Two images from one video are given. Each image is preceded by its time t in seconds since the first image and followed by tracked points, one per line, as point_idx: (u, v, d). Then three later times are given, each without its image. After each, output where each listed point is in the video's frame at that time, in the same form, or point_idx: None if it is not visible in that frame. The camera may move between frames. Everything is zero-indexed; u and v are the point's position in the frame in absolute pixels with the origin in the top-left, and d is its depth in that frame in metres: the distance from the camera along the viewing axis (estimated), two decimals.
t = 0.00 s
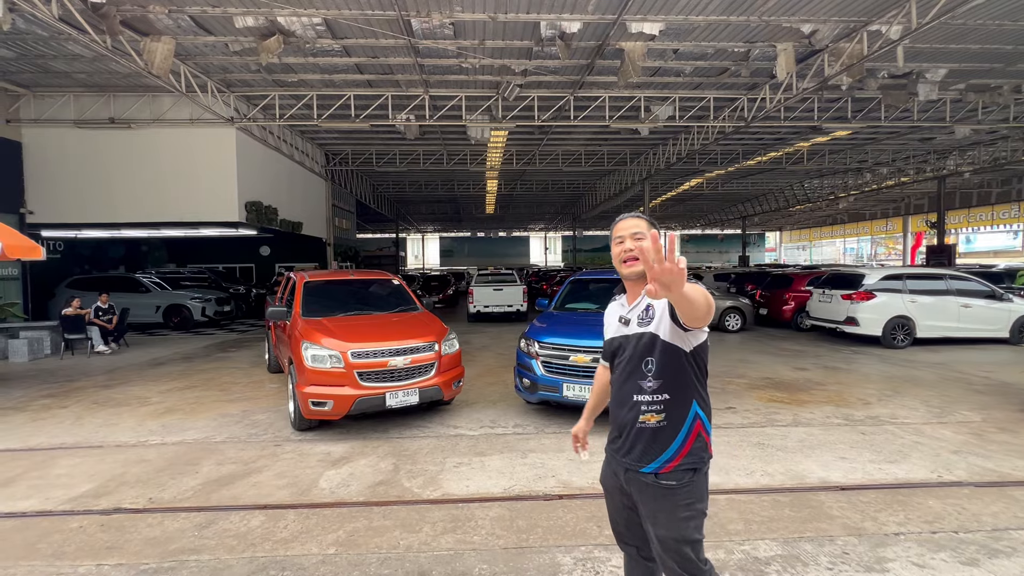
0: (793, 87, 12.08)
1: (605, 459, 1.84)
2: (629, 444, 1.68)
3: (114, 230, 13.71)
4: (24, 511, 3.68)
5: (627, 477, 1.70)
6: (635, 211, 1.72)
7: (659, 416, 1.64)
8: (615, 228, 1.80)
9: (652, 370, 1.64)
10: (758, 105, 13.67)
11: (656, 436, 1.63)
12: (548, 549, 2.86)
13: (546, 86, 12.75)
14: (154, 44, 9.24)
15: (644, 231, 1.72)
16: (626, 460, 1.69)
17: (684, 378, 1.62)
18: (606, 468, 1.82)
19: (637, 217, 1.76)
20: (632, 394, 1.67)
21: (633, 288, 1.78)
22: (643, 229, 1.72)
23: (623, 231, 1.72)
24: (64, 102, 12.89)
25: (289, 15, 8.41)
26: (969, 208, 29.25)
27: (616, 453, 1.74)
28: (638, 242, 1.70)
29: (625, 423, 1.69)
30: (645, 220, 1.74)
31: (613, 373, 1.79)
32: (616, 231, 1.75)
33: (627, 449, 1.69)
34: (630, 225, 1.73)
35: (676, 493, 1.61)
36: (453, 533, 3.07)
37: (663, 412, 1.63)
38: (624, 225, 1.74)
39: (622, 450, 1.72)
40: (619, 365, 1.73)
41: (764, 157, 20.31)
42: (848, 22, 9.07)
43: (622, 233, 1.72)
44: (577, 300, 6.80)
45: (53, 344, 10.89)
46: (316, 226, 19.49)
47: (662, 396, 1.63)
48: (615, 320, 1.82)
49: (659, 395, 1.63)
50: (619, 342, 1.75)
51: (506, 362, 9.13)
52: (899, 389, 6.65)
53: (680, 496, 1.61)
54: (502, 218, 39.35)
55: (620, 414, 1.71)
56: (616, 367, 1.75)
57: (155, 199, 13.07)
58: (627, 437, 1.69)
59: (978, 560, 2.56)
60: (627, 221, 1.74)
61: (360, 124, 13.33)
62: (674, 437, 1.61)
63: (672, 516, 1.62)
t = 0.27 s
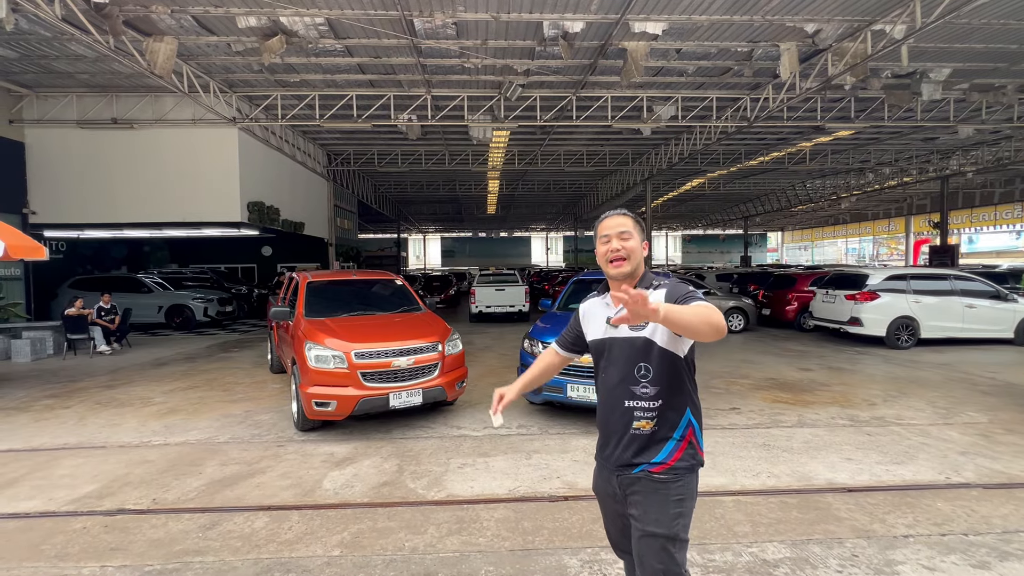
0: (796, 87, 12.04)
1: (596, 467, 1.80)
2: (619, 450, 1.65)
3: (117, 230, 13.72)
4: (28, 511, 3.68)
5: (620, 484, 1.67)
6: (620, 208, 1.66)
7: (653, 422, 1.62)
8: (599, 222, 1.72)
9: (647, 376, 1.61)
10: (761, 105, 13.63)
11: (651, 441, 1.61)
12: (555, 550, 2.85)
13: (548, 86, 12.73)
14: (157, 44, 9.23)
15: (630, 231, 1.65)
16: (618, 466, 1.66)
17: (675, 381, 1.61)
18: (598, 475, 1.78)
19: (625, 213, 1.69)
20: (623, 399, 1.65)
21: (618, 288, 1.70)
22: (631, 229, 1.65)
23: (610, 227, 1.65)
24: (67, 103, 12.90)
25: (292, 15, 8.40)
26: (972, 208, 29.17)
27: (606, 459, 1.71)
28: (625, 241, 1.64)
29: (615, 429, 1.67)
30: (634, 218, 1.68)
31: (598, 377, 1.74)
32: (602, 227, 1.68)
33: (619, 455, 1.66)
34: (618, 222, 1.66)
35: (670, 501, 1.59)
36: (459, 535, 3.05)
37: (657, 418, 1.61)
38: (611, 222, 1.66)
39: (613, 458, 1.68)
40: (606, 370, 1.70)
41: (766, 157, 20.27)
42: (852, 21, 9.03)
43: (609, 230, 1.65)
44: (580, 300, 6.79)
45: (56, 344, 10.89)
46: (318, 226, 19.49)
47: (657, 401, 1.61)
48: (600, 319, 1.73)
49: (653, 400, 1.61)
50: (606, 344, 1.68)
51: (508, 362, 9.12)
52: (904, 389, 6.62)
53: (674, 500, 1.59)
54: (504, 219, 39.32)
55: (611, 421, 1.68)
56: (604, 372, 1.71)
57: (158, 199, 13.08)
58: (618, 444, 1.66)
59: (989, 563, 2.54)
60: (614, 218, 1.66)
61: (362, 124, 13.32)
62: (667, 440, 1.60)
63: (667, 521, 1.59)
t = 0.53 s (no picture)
0: (802, 86, 11.98)
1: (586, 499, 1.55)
2: (638, 485, 1.43)
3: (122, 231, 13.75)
4: (34, 511, 3.66)
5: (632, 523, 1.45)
6: (614, 195, 1.49)
7: (684, 449, 1.43)
8: (589, 212, 1.57)
9: (679, 394, 1.42)
10: (766, 104, 13.58)
11: (680, 474, 1.42)
12: (565, 553, 2.82)
13: (552, 86, 12.71)
14: (162, 45, 9.22)
15: (627, 221, 1.48)
16: (632, 503, 1.44)
17: (706, 404, 1.45)
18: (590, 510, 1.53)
19: (620, 196, 1.52)
20: (648, 422, 1.42)
21: (621, 284, 1.54)
22: (627, 215, 1.49)
23: (602, 216, 1.49)
24: (73, 103, 12.93)
25: (297, 15, 8.39)
26: (978, 208, 29.00)
27: (614, 494, 1.47)
28: (623, 235, 1.47)
29: (634, 459, 1.43)
30: (629, 201, 1.52)
31: (604, 392, 1.48)
32: (592, 217, 1.53)
33: (637, 490, 1.43)
34: (611, 209, 1.50)
35: (697, 542, 1.43)
36: (467, 537, 3.03)
37: (688, 444, 1.43)
38: (602, 210, 1.50)
39: (628, 491, 1.44)
40: (623, 386, 1.45)
41: (770, 156, 20.20)
42: (859, 19, 8.98)
43: (601, 219, 1.49)
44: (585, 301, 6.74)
45: (61, 344, 10.91)
46: (322, 226, 19.49)
47: (688, 424, 1.43)
48: (605, 318, 1.52)
49: (684, 426, 1.43)
50: (620, 352, 1.46)
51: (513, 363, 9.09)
52: (913, 390, 6.56)
53: (700, 542, 1.43)
54: (507, 219, 39.29)
55: (626, 448, 1.44)
56: (617, 387, 1.46)
57: (162, 199, 13.09)
58: (638, 474, 1.43)
59: (1007, 568, 2.51)
60: (605, 205, 1.51)
61: (366, 124, 13.32)
62: (697, 473, 1.43)
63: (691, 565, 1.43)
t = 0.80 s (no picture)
0: (805, 86, 11.94)
1: (594, 526, 1.40)
2: (667, 507, 1.33)
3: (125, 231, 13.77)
4: (37, 511, 3.66)
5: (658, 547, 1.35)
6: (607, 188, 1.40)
7: (712, 463, 1.37)
8: (579, 208, 1.48)
9: (707, 403, 1.36)
10: (769, 104, 13.54)
11: (710, 489, 1.37)
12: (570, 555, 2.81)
13: (554, 86, 12.70)
14: (165, 45, 9.22)
15: (623, 214, 1.40)
16: (660, 527, 1.34)
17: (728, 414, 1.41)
18: (600, 538, 1.39)
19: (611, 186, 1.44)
20: (679, 438, 1.33)
21: (622, 286, 1.46)
22: (622, 208, 1.41)
23: (594, 211, 1.41)
24: (76, 103, 12.96)
25: (299, 15, 8.38)
26: (981, 209, 28.88)
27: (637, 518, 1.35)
28: (621, 229, 1.38)
29: (664, 479, 1.33)
30: (622, 192, 1.44)
31: (622, 407, 1.36)
32: (584, 213, 1.44)
33: (667, 513, 1.34)
34: (604, 201, 1.41)
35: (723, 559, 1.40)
36: (471, 538, 3.02)
37: (715, 456, 1.38)
38: (595, 203, 1.41)
39: (654, 516, 1.34)
40: (651, 401, 1.33)
41: (773, 156, 20.15)
42: (862, 19, 8.95)
43: (594, 213, 1.40)
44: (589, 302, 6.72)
45: (64, 343, 10.92)
46: (324, 226, 19.49)
47: (716, 435, 1.37)
48: (616, 325, 1.41)
49: (713, 440, 1.36)
50: (642, 363, 1.35)
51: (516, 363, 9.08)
52: (917, 391, 6.53)
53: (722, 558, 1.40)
54: (508, 219, 39.27)
55: (654, 467, 1.33)
56: (638, 400, 1.34)
57: (165, 200, 13.11)
58: (667, 496, 1.33)
59: (1016, 571, 2.50)
60: (597, 198, 1.42)
61: (368, 125, 13.32)
62: (722, 487, 1.38)
63: None
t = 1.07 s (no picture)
0: (808, 85, 11.90)
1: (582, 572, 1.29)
2: (665, 541, 1.27)
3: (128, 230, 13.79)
4: (40, 511, 3.65)
5: None
6: (590, 184, 1.29)
7: (703, 487, 1.33)
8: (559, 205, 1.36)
9: (699, 423, 1.31)
10: (772, 104, 13.51)
11: (703, 515, 1.33)
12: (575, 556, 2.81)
13: (557, 86, 12.69)
14: (168, 45, 9.22)
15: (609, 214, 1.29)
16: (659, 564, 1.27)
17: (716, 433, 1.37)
18: None
19: (593, 184, 1.34)
20: (674, 466, 1.27)
21: (602, 295, 1.35)
22: (607, 207, 1.30)
23: (574, 209, 1.30)
24: (79, 103, 12.98)
25: (302, 14, 8.38)
26: (985, 209, 28.77)
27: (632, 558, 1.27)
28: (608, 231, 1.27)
29: (661, 512, 1.26)
30: (605, 190, 1.33)
31: (609, 436, 1.26)
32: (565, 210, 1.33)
33: (665, 548, 1.27)
34: (586, 198, 1.30)
35: None
36: (475, 539, 3.01)
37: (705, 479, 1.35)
38: (578, 200, 1.30)
39: (651, 553, 1.27)
40: (644, 428, 1.24)
41: (776, 156, 20.10)
42: (866, 18, 8.92)
43: (576, 211, 1.29)
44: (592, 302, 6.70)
45: (67, 343, 10.94)
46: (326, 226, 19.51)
47: (705, 457, 1.34)
48: (599, 339, 1.30)
49: (704, 462, 1.33)
50: (628, 381, 1.26)
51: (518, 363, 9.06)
52: (922, 392, 6.51)
53: None
54: (510, 219, 39.26)
55: (649, 501, 1.26)
56: (628, 428, 1.25)
57: (167, 199, 13.12)
58: (664, 528, 1.26)
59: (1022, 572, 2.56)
60: (578, 196, 1.31)
61: (371, 124, 13.32)
62: (713, 510, 1.36)
63: None
